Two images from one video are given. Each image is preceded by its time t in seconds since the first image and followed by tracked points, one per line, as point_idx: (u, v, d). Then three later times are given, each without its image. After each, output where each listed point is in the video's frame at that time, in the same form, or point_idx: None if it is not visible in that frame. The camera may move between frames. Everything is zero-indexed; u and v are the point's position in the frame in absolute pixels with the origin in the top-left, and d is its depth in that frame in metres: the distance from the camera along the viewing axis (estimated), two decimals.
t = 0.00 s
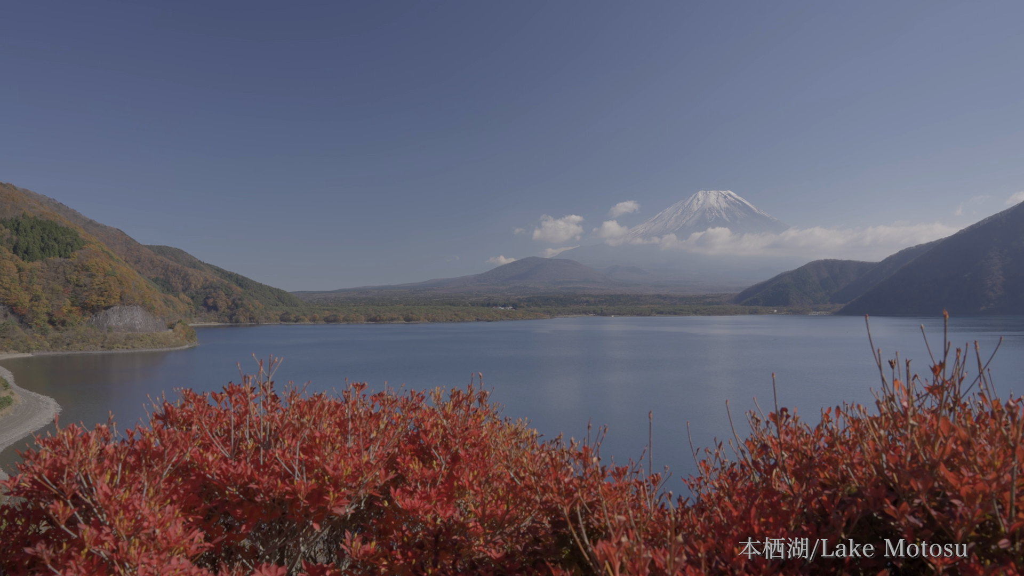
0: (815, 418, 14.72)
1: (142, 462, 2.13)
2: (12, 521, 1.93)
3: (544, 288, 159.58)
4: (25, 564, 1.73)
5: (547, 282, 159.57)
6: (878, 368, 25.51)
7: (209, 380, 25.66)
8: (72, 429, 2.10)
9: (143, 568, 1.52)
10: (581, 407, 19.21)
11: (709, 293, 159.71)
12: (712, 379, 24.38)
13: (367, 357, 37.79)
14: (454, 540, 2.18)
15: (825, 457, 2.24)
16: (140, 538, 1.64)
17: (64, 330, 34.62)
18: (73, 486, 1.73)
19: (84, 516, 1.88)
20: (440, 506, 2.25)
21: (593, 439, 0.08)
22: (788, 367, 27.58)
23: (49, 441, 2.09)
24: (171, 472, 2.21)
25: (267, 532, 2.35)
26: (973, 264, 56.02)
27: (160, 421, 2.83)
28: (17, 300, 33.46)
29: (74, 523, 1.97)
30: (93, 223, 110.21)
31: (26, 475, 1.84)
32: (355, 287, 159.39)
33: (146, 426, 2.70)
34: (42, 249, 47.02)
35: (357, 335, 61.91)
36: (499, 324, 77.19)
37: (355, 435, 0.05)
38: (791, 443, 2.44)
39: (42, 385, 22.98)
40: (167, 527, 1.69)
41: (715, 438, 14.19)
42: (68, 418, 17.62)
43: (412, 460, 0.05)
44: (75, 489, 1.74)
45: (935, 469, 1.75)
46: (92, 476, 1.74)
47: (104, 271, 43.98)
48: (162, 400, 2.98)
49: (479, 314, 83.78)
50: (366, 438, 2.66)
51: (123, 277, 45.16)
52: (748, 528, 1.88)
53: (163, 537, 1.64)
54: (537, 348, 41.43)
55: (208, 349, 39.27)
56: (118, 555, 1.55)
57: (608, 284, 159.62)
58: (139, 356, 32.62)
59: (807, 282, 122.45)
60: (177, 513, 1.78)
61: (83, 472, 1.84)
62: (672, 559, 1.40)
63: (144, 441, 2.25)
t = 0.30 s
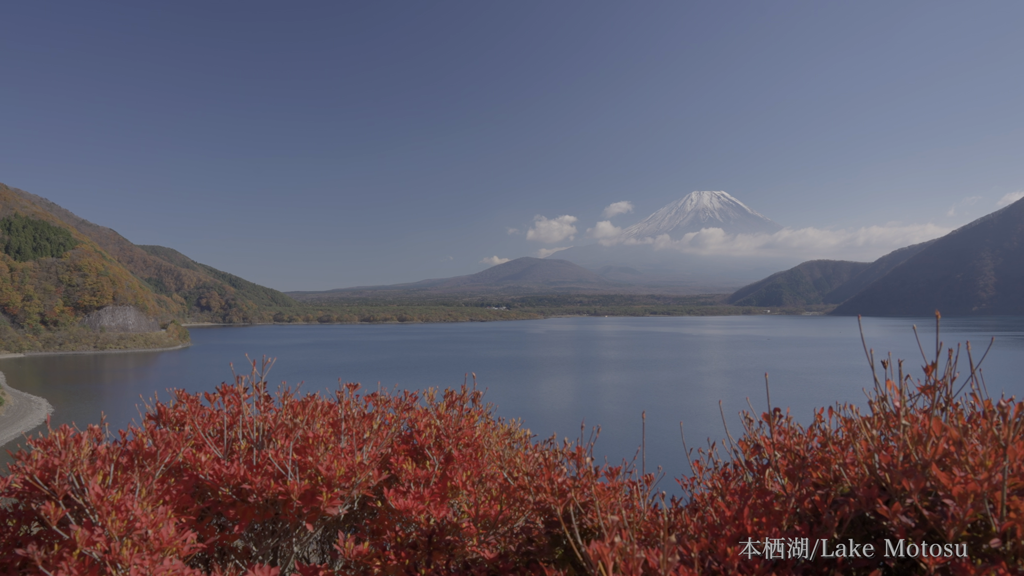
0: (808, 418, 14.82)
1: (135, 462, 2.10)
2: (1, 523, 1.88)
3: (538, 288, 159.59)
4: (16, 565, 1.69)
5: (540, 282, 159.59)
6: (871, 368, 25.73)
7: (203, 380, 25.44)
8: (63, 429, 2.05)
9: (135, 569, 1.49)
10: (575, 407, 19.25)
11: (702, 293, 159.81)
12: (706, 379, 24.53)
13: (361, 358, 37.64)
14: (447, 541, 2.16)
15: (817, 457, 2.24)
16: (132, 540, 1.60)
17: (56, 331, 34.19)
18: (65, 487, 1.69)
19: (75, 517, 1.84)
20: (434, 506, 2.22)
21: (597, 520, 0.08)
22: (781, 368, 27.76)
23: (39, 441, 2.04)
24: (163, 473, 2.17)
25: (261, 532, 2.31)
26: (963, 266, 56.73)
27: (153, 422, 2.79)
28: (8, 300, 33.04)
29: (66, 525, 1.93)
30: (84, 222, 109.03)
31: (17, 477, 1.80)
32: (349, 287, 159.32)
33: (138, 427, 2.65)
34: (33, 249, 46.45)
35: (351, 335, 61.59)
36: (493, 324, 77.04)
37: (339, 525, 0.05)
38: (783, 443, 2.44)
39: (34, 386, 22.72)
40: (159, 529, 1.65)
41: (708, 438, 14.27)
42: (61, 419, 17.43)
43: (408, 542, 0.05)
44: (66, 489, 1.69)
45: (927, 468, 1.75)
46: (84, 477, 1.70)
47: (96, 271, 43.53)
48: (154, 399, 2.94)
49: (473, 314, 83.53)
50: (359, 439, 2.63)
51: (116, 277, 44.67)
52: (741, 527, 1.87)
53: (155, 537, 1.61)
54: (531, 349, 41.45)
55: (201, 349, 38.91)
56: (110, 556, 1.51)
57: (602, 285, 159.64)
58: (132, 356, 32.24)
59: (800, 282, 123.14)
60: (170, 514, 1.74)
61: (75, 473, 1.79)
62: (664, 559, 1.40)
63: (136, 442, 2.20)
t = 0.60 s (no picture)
0: (801, 418, 14.94)
1: (127, 464, 2.06)
2: None
3: (532, 288, 159.57)
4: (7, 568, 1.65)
5: (535, 282, 159.59)
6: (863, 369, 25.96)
7: (197, 380, 25.22)
8: (55, 430, 2.01)
9: (127, 571, 1.46)
10: (569, 407, 19.28)
11: (696, 293, 159.82)
12: (700, 379, 24.68)
13: (356, 358, 37.50)
14: (441, 541, 2.14)
15: (811, 457, 2.24)
16: (125, 540, 1.57)
17: (48, 331, 33.76)
18: (57, 487, 1.65)
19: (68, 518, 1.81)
20: (427, 506, 2.20)
21: None
22: (774, 368, 27.95)
23: (32, 442, 2.00)
24: (156, 474, 2.14)
25: (254, 533, 2.27)
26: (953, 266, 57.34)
27: (146, 422, 2.74)
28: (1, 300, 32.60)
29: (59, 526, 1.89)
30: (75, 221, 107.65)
31: (7, 477, 1.75)
32: (343, 288, 159.32)
33: (132, 427, 2.61)
34: (25, 249, 45.92)
35: (344, 335, 61.32)
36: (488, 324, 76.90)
37: None
38: (777, 443, 2.44)
39: (26, 386, 22.44)
40: (152, 529, 1.62)
41: (701, 438, 14.33)
42: (53, 419, 17.21)
43: None
44: (58, 491, 1.65)
45: (920, 469, 1.75)
46: (76, 478, 1.66)
47: (89, 271, 42.96)
48: (147, 400, 2.89)
49: (467, 314, 83.33)
50: (352, 439, 2.60)
51: (109, 277, 44.14)
52: (735, 527, 1.87)
53: (149, 538, 1.57)
54: (525, 349, 41.47)
55: (194, 350, 38.54)
56: (103, 557, 1.48)
57: (596, 285, 159.70)
58: (125, 356, 31.87)
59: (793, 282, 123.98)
60: (163, 515, 1.71)
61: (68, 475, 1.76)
62: (660, 558, 1.38)
63: (129, 442, 2.17)
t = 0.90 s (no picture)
0: (795, 418, 15.05)
1: (120, 464, 2.02)
2: None
3: (527, 288, 159.59)
4: None
5: (529, 282, 159.59)
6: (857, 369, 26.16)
7: (190, 380, 24.97)
8: (47, 430, 1.98)
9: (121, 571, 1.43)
10: (563, 407, 19.30)
11: (690, 293, 159.90)
12: (694, 379, 24.83)
13: (350, 358, 37.35)
14: (435, 541, 2.13)
15: (804, 457, 2.23)
16: (119, 541, 1.53)
17: (41, 330, 33.31)
18: (49, 488, 1.60)
19: (61, 519, 1.76)
20: (421, 506, 2.18)
21: None
22: (768, 368, 28.15)
23: (24, 442, 1.96)
24: (149, 474, 2.10)
25: (248, 533, 2.23)
26: (944, 268, 57.93)
27: (138, 423, 2.69)
28: None
29: (52, 527, 1.85)
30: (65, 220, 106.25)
31: None
32: (337, 288, 159.38)
33: (125, 427, 2.56)
34: (17, 249, 45.36)
35: (338, 335, 61.02)
36: (482, 325, 76.77)
37: None
38: (770, 443, 2.43)
39: (18, 386, 22.10)
40: (146, 529, 1.59)
41: (694, 438, 14.41)
42: (45, 420, 16.98)
43: None
44: (51, 491, 1.60)
45: (913, 468, 1.76)
46: (69, 478, 1.62)
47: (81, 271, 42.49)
48: (139, 401, 2.85)
49: (461, 315, 83.14)
50: (346, 439, 2.57)
51: (102, 277, 43.66)
52: (728, 527, 1.87)
53: (142, 539, 1.54)
54: (520, 350, 41.50)
55: (188, 350, 38.18)
56: (96, 558, 1.45)
57: (591, 285, 159.65)
58: (118, 356, 31.50)
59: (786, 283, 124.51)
60: (156, 515, 1.68)
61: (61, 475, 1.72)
62: (657, 557, 1.37)
63: (123, 442, 2.14)
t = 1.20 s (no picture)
0: (789, 417, 15.12)
1: (113, 465, 2.00)
2: None
3: (521, 288, 159.61)
4: None
5: (523, 282, 159.63)
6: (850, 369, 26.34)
7: (185, 381, 24.78)
8: (39, 430, 1.94)
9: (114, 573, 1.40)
10: (557, 407, 19.33)
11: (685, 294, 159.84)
12: (688, 379, 24.95)
13: (345, 358, 37.23)
14: (429, 541, 2.10)
15: (798, 458, 2.23)
16: (111, 543, 1.51)
17: (33, 331, 32.97)
18: (42, 490, 1.56)
19: (54, 520, 1.72)
20: (415, 507, 2.15)
21: None
22: (762, 368, 28.29)
23: (16, 443, 1.93)
24: (142, 475, 2.06)
25: (242, 533, 2.20)
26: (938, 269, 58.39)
27: (131, 423, 2.65)
28: None
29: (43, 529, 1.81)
30: (59, 219, 105.51)
31: None
32: (331, 288, 159.36)
33: (118, 428, 2.52)
34: (10, 249, 44.90)
35: (332, 335, 60.77)
36: (478, 325, 76.66)
37: None
38: (764, 443, 2.43)
39: (10, 386, 21.87)
40: (138, 531, 1.56)
41: (689, 438, 14.49)
42: (38, 421, 16.83)
43: None
44: (44, 492, 1.57)
45: (906, 468, 1.75)
46: (62, 479, 1.59)
47: (74, 271, 42.13)
48: (132, 401, 2.81)
49: (456, 315, 82.92)
50: (340, 439, 2.55)
51: (95, 277, 43.30)
52: (721, 528, 1.86)
53: (134, 540, 1.51)
54: (515, 350, 41.51)
55: (181, 350, 37.88)
56: (88, 559, 1.42)
57: (585, 285, 159.66)
58: (112, 356, 31.21)
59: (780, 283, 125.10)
60: (150, 516, 1.66)
61: (53, 476, 1.68)
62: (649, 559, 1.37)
63: (115, 443, 2.11)
